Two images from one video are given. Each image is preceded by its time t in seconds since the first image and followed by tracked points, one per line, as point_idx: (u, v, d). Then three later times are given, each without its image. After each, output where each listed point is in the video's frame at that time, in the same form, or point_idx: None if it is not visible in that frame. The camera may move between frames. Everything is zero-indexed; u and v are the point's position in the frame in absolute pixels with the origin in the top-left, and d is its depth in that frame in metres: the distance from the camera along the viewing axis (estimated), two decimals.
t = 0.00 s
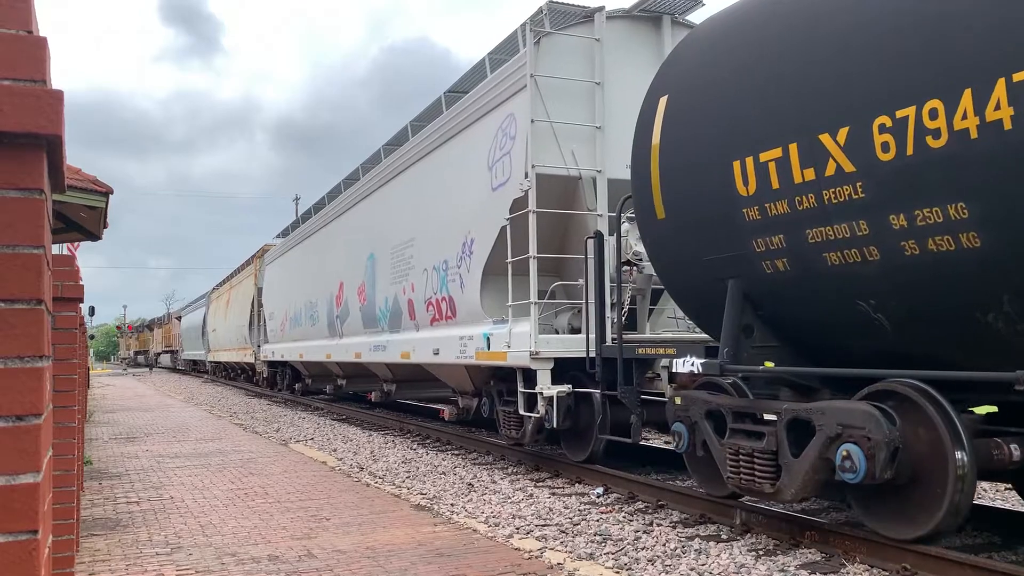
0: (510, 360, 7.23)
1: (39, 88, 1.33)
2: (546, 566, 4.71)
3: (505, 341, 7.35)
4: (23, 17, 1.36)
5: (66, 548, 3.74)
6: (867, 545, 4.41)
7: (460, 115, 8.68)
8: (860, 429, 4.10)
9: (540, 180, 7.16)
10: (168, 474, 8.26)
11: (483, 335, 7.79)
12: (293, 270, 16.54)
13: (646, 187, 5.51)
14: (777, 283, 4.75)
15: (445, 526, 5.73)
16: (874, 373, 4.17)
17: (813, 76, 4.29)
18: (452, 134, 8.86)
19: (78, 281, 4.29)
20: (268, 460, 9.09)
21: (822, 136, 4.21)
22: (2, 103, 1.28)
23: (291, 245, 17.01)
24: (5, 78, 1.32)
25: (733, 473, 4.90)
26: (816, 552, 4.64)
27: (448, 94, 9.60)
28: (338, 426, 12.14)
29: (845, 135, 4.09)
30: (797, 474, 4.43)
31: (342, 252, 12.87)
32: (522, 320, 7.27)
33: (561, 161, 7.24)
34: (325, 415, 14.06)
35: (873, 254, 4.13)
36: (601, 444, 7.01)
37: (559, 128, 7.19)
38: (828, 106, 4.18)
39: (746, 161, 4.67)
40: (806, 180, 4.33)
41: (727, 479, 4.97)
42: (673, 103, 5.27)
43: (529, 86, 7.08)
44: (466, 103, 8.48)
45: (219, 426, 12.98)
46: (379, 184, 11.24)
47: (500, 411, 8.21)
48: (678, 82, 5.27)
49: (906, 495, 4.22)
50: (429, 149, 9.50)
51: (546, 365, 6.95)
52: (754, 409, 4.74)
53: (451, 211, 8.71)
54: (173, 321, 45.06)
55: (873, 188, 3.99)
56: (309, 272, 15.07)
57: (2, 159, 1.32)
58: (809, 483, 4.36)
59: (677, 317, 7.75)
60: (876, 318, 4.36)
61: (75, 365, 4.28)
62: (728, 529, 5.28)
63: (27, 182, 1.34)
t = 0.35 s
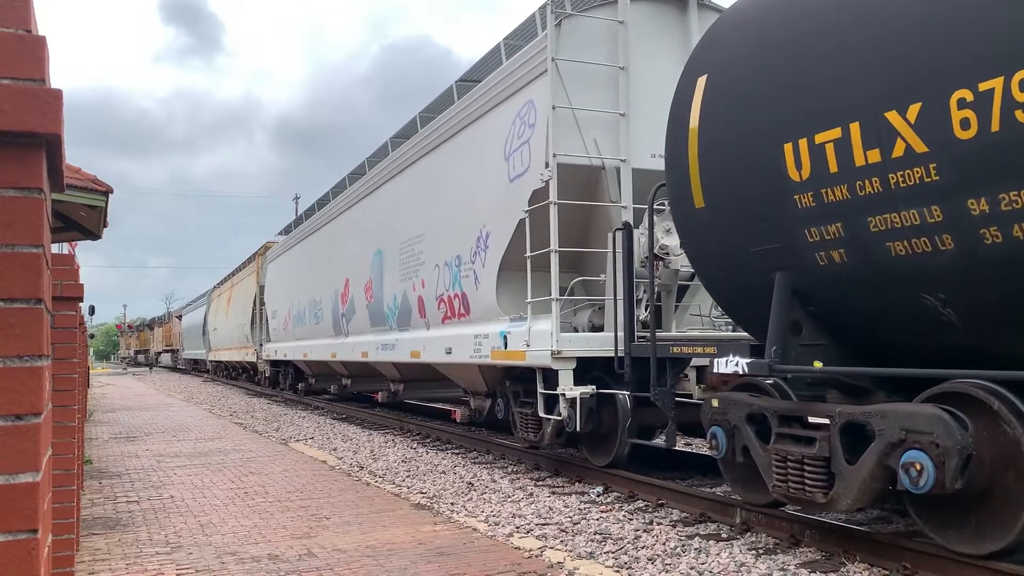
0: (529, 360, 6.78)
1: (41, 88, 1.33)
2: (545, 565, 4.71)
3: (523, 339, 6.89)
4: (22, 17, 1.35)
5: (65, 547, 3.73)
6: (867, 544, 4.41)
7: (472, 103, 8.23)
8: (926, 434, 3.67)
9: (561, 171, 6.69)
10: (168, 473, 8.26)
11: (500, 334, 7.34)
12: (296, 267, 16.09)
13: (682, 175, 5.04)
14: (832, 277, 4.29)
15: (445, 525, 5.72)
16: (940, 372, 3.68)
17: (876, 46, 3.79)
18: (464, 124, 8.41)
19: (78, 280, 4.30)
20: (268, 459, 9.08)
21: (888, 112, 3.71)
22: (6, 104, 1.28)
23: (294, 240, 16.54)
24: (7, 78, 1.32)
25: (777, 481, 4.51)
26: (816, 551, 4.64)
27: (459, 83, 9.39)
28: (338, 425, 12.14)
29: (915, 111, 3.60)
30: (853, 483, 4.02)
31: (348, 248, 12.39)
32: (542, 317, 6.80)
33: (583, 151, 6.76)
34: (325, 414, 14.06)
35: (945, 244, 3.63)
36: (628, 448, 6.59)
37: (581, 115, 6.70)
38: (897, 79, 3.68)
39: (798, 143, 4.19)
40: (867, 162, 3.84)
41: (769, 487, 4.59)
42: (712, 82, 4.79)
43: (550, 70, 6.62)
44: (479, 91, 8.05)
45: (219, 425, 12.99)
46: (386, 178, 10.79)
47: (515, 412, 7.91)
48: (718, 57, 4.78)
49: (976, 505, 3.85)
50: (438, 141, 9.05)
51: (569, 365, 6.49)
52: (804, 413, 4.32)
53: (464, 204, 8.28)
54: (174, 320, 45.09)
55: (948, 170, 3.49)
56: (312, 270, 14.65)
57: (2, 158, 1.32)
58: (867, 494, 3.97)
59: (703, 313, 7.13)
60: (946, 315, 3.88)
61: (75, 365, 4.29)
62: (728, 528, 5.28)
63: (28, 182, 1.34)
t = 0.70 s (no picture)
0: (549, 358, 6.50)
1: (40, 87, 1.33)
2: (546, 563, 4.72)
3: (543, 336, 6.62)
4: (21, 15, 1.35)
5: (65, 545, 3.73)
6: (866, 541, 4.41)
7: (485, 92, 7.94)
8: (999, 439, 3.30)
9: (582, 159, 6.39)
10: (168, 471, 8.26)
11: (517, 331, 7.07)
12: (301, 262, 15.79)
13: (722, 162, 4.69)
14: (891, 269, 3.93)
15: (445, 523, 5.73)
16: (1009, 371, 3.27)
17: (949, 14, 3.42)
18: (476, 114, 8.11)
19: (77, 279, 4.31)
20: (268, 457, 9.08)
21: (963, 86, 3.34)
22: (3, 102, 1.28)
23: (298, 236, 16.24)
24: (4, 76, 1.32)
25: (826, 487, 4.19)
26: (816, 549, 4.65)
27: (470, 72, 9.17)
28: (339, 423, 12.15)
29: (993, 85, 3.22)
30: (912, 491, 3.70)
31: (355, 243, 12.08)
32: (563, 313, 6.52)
33: (605, 138, 6.46)
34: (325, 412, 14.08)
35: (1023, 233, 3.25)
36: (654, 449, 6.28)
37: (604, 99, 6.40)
38: (973, 50, 3.30)
39: (857, 123, 3.84)
40: (937, 143, 3.46)
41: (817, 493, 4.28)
42: (755, 62, 4.43)
43: (572, 54, 6.31)
44: (492, 79, 7.76)
45: (219, 423, 13.00)
46: (395, 170, 10.46)
47: (532, 413, 7.58)
48: (763, 33, 4.42)
49: None
50: (449, 132, 8.75)
51: (591, 365, 6.21)
52: (853, 414, 4.01)
53: (476, 197, 7.99)
54: (174, 318, 45.12)
55: None
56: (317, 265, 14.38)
57: (2, 156, 1.32)
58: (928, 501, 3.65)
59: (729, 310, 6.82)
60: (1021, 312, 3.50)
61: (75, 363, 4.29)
62: (727, 526, 5.29)
63: (25, 180, 1.34)
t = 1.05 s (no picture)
0: (568, 357, 6.19)
1: (39, 85, 1.33)
2: (545, 561, 4.72)
3: (562, 334, 6.30)
4: (20, 14, 1.36)
5: (65, 543, 3.73)
6: (865, 540, 4.42)
7: (494, 81, 7.63)
8: None
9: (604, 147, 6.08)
10: (167, 469, 8.26)
11: (534, 328, 6.76)
12: (305, 259, 15.50)
13: (763, 149, 4.36)
14: (955, 261, 3.56)
15: (445, 521, 5.73)
16: None
17: None
18: (487, 103, 7.78)
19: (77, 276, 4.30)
20: (268, 455, 9.08)
21: None
22: (4, 99, 1.28)
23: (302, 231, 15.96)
24: (2, 74, 1.31)
25: (879, 496, 3.92)
26: (815, 547, 4.65)
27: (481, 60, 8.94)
28: (338, 422, 12.15)
29: None
30: (977, 501, 3.43)
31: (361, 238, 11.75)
32: (583, 310, 6.20)
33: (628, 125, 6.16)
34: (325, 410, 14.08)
35: None
36: (681, 449, 5.99)
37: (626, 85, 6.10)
38: None
39: (920, 100, 3.47)
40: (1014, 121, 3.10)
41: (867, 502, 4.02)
42: (802, 38, 4.09)
43: (592, 37, 6.00)
44: (504, 66, 7.44)
45: (218, 421, 12.99)
46: (401, 162, 10.10)
47: (549, 415, 7.32)
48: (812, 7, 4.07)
49: None
50: (458, 122, 8.39)
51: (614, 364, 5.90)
52: (904, 416, 3.76)
53: (488, 189, 7.64)
54: (174, 317, 45.15)
55: None
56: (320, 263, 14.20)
57: (1, 154, 1.32)
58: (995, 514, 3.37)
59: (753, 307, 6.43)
60: None
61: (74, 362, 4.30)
62: (726, 524, 5.29)
63: (23, 178, 1.34)
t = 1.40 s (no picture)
0: (587, 358, 5.93)
1: (39, 84, 1.33)
2: (544, 561, 4.72)
3: (581, 334, 6.04)
4: (20, 13, 1.36)
5: (64, 543, 3.74)
6: (864, 540, 4.42)
7: (507, 72, 7.44)
8: None
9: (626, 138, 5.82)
10: (167, 469, 8.27)
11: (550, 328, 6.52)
12: (308, 256, 15.28)
13: (805, 136, 4.20)
14: None
15: (444, 521, 5.73)
16: None
17: None
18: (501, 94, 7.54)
19: (77, 275, 4.30)
20: (267, 455, 9.08)
21: None
22: (3, 99, 1.28)
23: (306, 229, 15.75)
24: (2, 74, 1.31)
25: (933, 507, 3.71)
26: (814, 548, 4.66)
27: (493, 50, 8.82)
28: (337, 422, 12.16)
29: None
30: None
31: (367, 234, 11.50)
32: (604, 309, 5.93)
33: (651, 115, 5.89)
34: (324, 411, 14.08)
35: None
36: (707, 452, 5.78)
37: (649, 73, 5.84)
38: None
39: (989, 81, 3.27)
40: None
41: (920, 513, 3.82)
42: (855, 18, 3.90)
43: (615, 22, 5.74)
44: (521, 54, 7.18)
45: (217, 421, 12.99)
46: (411, 155, 9.83)
47: (565, 418, 7.01)
48: None
49: None
50: (469, 115, 8.19)
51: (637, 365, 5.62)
52: (961, 422, 3.56)
53: (501, 183, 7.43)
54: (173, 316, 45.19)
55: None
56: (323, 262, 14.05)
57: (1, 154, 1.32)
58: None
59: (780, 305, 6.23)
60: None
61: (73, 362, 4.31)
62: (726, 524, 5.29)
63: (24, 177, 1.34)
